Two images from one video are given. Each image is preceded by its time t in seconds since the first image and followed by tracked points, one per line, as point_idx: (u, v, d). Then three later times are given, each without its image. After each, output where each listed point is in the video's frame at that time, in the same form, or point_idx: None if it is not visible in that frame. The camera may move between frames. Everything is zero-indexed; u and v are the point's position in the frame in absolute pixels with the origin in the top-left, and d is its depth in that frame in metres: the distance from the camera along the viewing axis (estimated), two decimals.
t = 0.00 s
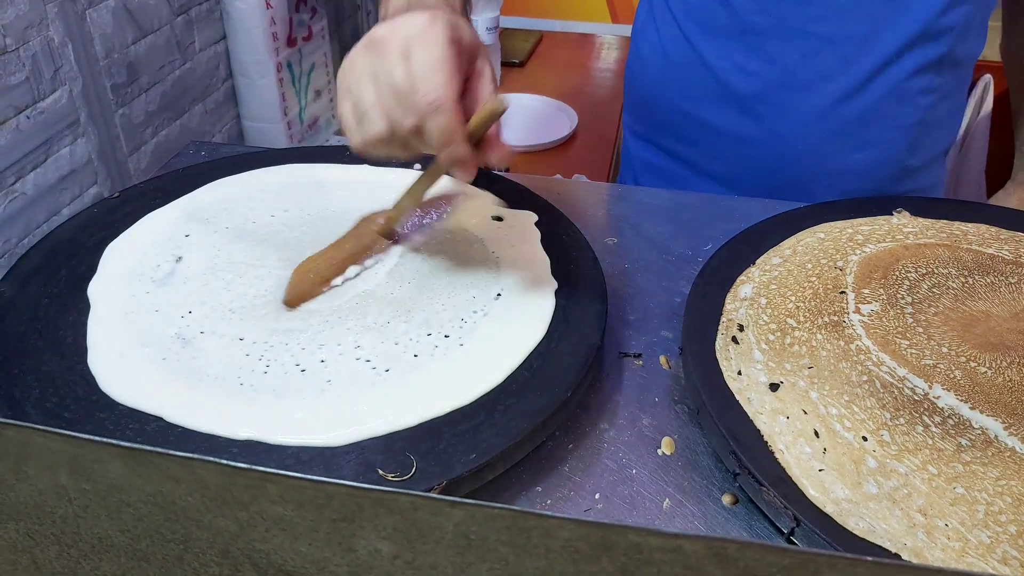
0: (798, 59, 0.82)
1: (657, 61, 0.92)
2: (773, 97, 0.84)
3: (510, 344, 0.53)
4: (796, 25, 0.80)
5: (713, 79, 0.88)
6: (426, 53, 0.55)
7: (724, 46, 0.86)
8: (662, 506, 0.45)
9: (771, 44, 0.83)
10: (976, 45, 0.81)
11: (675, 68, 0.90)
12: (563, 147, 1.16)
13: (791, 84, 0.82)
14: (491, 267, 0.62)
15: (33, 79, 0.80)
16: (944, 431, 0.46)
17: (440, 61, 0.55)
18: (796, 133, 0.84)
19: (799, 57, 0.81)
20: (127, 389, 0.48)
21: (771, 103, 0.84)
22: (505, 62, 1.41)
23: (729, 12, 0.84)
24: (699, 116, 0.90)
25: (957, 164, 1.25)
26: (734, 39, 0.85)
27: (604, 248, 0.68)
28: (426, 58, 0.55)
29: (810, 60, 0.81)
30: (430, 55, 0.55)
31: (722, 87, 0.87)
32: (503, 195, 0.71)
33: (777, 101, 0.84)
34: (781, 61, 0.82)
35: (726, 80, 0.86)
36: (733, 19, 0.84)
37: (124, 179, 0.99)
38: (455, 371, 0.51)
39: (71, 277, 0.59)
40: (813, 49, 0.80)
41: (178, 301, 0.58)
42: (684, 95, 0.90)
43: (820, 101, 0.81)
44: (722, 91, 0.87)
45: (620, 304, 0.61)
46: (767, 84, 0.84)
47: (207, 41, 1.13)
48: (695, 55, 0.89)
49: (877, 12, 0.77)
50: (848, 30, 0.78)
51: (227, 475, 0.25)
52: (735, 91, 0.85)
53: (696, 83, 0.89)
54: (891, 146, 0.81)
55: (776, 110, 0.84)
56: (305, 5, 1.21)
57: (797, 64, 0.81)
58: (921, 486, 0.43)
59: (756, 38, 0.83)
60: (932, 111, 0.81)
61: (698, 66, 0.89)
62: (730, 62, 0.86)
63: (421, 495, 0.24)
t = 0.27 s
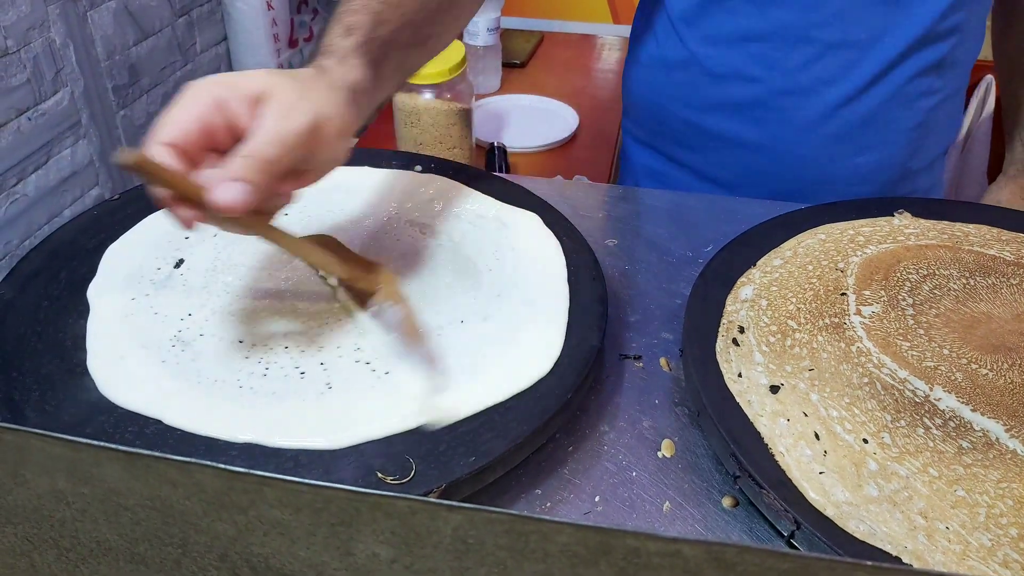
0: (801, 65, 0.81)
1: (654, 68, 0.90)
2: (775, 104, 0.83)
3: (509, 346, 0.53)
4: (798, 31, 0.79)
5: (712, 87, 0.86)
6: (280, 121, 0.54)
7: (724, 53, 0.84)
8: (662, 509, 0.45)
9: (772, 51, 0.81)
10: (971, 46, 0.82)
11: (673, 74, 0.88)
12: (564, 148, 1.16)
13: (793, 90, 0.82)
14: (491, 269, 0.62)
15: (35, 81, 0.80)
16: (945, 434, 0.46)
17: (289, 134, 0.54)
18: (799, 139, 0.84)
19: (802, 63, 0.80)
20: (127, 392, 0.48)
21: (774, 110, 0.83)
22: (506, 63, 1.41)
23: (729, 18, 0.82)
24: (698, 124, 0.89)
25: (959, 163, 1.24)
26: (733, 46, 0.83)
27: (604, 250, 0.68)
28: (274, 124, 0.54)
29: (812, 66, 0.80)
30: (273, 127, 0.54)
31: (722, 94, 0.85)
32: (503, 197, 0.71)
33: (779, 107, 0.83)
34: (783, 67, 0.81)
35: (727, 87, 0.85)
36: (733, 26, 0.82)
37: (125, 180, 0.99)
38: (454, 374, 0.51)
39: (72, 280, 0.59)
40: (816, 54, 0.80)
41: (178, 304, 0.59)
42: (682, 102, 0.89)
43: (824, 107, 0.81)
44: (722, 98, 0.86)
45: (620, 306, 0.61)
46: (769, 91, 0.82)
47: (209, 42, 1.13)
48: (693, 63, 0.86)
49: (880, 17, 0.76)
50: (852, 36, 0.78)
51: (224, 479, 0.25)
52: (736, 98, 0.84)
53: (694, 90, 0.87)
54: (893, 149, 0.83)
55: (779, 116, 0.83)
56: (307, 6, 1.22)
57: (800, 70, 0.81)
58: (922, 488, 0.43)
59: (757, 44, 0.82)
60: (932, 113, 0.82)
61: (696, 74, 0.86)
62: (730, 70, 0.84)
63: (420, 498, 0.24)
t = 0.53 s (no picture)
0: (795, 65, 0.81)
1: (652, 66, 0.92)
2: (771, 104, 0.83)
3: (505, 349, 0.53)
4: (792, 31, 0.80)
5: (707, 86, 0.87)
6: (189, 93, 0.66)
7: (718, 52, 0.85)
8: (658, 511, 0.45)
9: (767, 52, 0.82)
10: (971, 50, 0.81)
11: (670, 74, 0.90)
12: (561, 150, 1.16)
13: (788, 91, 0.82)
14: (487, 270, 0.63)
15: (33, 84, 0.80)
16: (941, 435, 0.46)
17: (198, 105, 0.66)
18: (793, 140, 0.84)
19: (796, 64, 0.81)
20: (123, 397, 0.49)
21: (769, 111, 0.84)
22: (504, 65, 1.41)
23: (724, 18, 0.84)
24: (694, 122, 0.89)
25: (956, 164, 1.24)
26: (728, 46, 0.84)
27: (601, 252, 0.68)
28: (185, 99, 0.65)
29: (807, 66, 0.80)
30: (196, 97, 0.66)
31: (718, 94, 0.86)
32: (499, 199, 0.71)
33: (774, 108, 0.83)
34: (778, 68, 0.82)
35: (721, 86, 0.85)
36: (728, 26, 0.84)
37: (123, 183, 0.99)
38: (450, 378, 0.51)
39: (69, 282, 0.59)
40: (810, 55, 0.80)
41: (173, 307, 0.59)
42: (680, 101, 0.90)
43: (818, 108, 0.81)
44: (718, 98, 0.87)
45: (617, 308, 0.61)
46: (763, 91, 0.83)
47: (207, 45, 1.13)
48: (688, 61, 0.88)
49: (875, 19, 0.77)
50: (846, 37, 0.78)
51: (219, 481, 0.25)
52: (730, 97, 0.85)
53: (691, 90, 0.88)
54: (889, 152, 0.82)
55: (774, 117, 0.84)
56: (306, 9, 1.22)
57: (795, 70, 0.81)
58: (917, 489, 0.43)
59: (752, 45, 0.82)
60: (931, 118, 0.81)
61: (691, 73, 0.88)
62: (724, 69, 0.85)
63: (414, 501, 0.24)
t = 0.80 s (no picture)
0: (795, 61, 0.81)
1: (660, 60, 0.93)
2: (771, 99, 0.84)
3: (504, 348, 0.53)
4: (793, 27, 0.81)
5: (712, 80, 0.89)
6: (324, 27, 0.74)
7: (723, 46, 0.87)
8: (659, 511, 0.45)
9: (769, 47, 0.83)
10: (981, 50, 0.79)
11: (677, 69, 0.91)
12: (562, 148, 1.16)
13: (789, 88, 0.82)
14: (487, 269, 0.62)
15: (33, 83, 0.80)
16: (943, 435, 0.46)
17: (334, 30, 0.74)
18: (793, 138, 0.84)
19: (797, 60, 0.81)
20: (123, 396, 0.49)
21: (770, 106, 0.84)
22: (505, 64, 1.41)
23: (730, 14, 0.85)
24: (698, 115, 0.91)
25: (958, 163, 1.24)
26: (733, 40, 0.86)
27: (602, 250, 0.68)
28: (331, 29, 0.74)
29: (807, 63, 0.81)
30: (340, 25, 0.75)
31: (721, 88, 0.88)
32: (500, 198, 0.71)
33: (775, 103, 0.84)
34: (779, 64, 0.82)
35: (724, 80, 0.87)
36: (733, 21, 0.85)
37: (123, 182, 0.99)
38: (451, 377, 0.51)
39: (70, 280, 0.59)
40: (810, 52, 0.80)
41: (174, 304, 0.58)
42: (686, 95, 0.91)
43: (818, 106, 0.81)
44: (721, 92, 0.88)
45: (618, 307, 0.61)
46: (764, 86, 0.84)
47: (207, 44, 1.13)
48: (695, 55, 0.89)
49: (876, 18, 0.76)
50: (847, 36, 0.78)
51: (217, 482, 0.25)
52: (732, 91, 0.86)
53: (696, 83, 0.90)
54: (890, 153, 0.82)
55: (774, 113, 0.84)
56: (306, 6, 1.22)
57: (795, 67, 0.81)
58: (919, 489, 0.43)
59: (754, 40, 0.83)
60: (934, 118, 0.80)
61: (697, 66, 0.90)
62: (728, 63, 0.87)
63: (413, 502, 0.24)
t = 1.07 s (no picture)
0: (800, 62, 0.81)
1: (662, 63, 0.92)
2: (775, 101, 0.83)
3: (506, 350, 0.53)
4: (798, 28, 0.80)
5: (715, 82, 0.88)
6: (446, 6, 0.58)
7: (726, 46, 0.86)
8: (661, 514, 0.45)
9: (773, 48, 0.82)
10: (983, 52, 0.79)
11: (679, 72, 0.90)
12: (563, 148, 1.16)
13: (793, 88, 0.82)
14: (488, 270, 0.62)
15: (34, 83, 0.80)
16: (946, 437, 0.46)
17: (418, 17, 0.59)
18: (796, 138, 0.83)
19: (801, 61, 0.81)
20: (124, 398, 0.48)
21: (774, 107, 0.84)
22: (506, 64, 1.41)
23: (734, 15, 0.85)
24: (701, 117, 0.90)
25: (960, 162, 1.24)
26: (737, 42, 0.86)
27: (604, 251, 0.68)
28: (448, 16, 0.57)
29: (812, 63, 0.80)
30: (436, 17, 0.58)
31: (725, 89, 0.87)
32: (501, 198, 0.71)
33: (780, 105, 0.83)
34: (783, 65, 0.82)
35: (728, 80, 0.86)
36: (736, 22, 0.85)
37: (124, 182, 0.99)
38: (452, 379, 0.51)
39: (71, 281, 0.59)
40: (815, 52, 0.80)
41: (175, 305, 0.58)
42: (688, 98, 0.91)
43: (822, 106, 0.81)
44: (725, 94, 0.87)
45: (619, 309, 0.61)
46: (769, 87, 0.83)
47: (208, 43, 1.12)
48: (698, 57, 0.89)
49: (880, 17, 0.76)
50: (850, 35, 0.78)
51: (216, 486, 0.25)
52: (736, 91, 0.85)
53: (699, 85, 0.89)
54: (893, 152, 0.81)
55: (779, 114, 0.83)
56: (306, 7, 1.22)
57: (800, 67, 0.81)
58: (922, 493, 0.42)
59: (759, 41, 0.83)
60: (936, 118, 0.80)
61: (700, 68, 0.89)
62: (732, 65, 0.86)
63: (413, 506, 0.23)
